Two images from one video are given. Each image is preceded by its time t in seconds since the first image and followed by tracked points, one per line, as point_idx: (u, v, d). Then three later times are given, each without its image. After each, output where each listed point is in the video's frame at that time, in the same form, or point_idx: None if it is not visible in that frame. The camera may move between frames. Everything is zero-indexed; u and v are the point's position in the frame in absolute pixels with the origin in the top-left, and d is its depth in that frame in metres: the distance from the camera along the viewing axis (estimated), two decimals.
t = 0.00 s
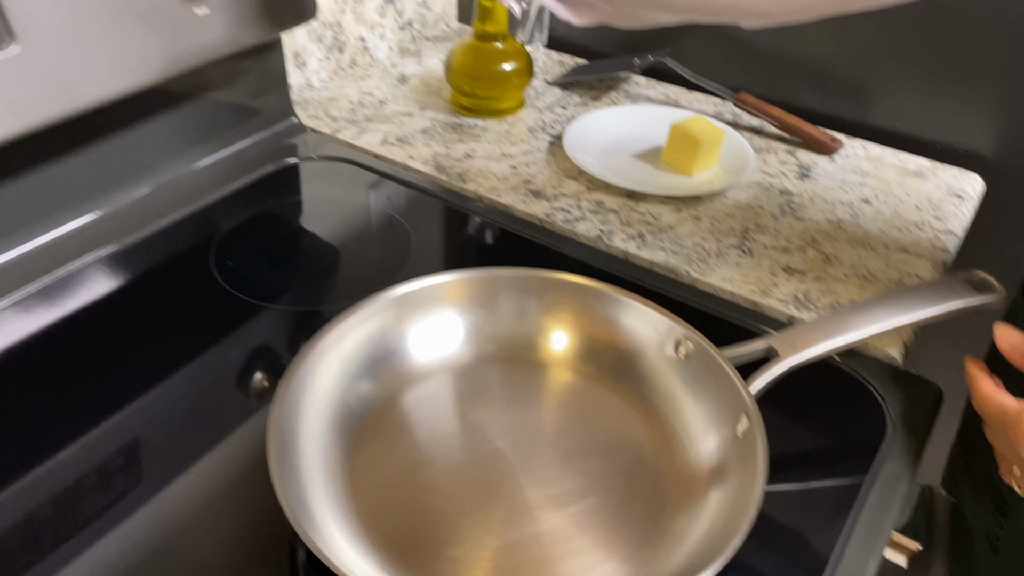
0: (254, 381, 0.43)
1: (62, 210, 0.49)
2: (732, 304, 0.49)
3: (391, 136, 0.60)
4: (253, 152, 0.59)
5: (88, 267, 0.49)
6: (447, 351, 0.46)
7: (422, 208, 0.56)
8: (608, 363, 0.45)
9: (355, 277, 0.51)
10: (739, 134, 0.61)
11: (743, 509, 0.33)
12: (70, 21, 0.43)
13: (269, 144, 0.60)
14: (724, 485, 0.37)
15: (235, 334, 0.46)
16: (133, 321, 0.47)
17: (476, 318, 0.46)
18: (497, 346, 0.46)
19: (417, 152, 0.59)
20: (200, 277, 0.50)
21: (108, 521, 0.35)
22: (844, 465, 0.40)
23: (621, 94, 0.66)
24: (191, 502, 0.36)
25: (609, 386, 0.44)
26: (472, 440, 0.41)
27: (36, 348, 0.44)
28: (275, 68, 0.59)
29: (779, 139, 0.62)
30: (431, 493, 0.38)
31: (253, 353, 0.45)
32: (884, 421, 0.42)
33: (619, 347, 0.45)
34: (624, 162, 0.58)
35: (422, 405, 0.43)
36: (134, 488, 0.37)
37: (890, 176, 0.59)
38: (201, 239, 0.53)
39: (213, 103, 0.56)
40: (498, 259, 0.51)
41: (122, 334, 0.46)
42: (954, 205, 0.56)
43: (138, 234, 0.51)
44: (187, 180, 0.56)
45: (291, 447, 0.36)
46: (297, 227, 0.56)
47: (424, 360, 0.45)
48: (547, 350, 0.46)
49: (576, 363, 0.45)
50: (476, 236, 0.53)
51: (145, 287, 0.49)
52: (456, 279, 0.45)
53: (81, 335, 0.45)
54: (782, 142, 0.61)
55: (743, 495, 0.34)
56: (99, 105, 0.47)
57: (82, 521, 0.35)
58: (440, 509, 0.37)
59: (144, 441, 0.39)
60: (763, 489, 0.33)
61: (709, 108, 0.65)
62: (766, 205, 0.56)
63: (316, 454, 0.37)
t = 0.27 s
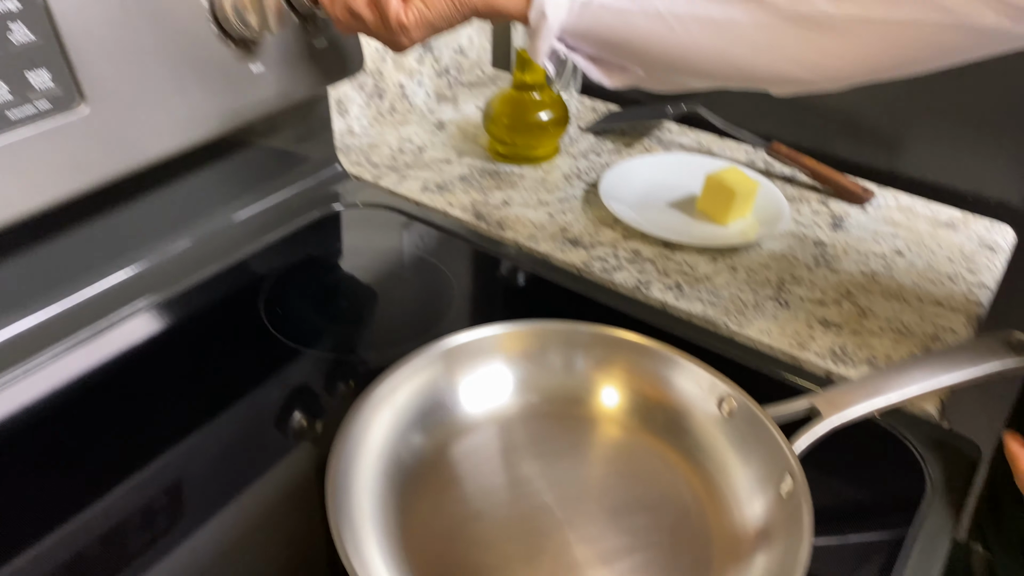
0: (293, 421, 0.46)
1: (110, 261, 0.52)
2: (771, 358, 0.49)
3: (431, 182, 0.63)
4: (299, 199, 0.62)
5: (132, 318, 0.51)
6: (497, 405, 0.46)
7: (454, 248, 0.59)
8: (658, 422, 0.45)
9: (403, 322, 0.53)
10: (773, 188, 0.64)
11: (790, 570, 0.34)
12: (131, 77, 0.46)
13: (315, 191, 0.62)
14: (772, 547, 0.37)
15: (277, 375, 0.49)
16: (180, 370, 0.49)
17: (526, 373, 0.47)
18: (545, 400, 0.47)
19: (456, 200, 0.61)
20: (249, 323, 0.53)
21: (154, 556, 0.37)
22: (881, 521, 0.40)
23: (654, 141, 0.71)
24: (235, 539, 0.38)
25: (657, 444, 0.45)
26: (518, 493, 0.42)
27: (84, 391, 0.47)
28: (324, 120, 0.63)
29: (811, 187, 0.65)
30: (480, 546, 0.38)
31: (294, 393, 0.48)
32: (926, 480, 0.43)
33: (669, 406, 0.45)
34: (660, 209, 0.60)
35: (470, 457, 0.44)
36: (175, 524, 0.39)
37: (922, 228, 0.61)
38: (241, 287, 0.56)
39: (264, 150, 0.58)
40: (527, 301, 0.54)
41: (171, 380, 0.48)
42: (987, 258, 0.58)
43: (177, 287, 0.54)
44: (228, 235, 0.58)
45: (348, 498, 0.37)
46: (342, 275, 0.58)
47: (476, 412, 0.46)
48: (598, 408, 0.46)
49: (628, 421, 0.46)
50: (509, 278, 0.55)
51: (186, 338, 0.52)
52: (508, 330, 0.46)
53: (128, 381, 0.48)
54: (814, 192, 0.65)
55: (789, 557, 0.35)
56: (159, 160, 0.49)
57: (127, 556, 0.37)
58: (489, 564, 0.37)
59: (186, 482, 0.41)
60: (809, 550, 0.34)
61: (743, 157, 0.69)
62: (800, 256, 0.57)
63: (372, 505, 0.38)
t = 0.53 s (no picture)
0: (320, 457, 0.48)
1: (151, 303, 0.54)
2: (795, 408, 0.50)
3: (460, 225, 0.67)
4: (329, 243, 0.65)
5: (167, 363, 0.54)
6: (531, 454, 0.48)
7: (474, 288, 0.62)
8: (689, 475, 0.46)
9: (435, 365, 0.55)
10: (797, 235, 0.65)
11: None
12: (176, 130, 0.49)
13: (346, 234, 0.66)
14: None
15: (307, 415, 0.51)
16: (213, 412, 0.51)
17: (559, 423, 0.48)
18: (577, 450, 0.48)
19: (484, 242, 0.65)
20: (282, 364, 0.55)
21: None
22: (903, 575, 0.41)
23: (677, 183, 0.75)
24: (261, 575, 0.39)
25: (688, 497, 0.45)
26: (549, 543, 0.42)
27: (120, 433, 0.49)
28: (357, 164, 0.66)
29: (833, 234, 0.67)
30: None
31: (321, 429, 0.50)
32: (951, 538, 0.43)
33: (700, 459, 0.46)
34: (683, 255, 0.62)
35: (503, 506, 0.45)
36: (203, 561, 0.41)
37: (943, 276, 0.62)
38: (274, 325, 0.59)
39: (298, 193, 0.61)
40: (544, 339, 0.56)
41: (205, 420, 0.51)
42: (1008, 307, 0.59)
43: (209, 332, 0.56)
44: (258, 279, 0.60)
45: (387, 545, 0.38)
46: (373, 322, 0.60)
47: (510, 459, 0.47)
48: (631, 459, 0.47)
49: (660, 474, 0.46)
50: (532, 315, 0.58)
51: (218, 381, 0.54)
52: (546, 379, 0.48)
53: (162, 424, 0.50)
54: (836, 238, 0.67)
55: None
56: (201, 209, 0.52)
57: None
58: None
59: (217, 518, 0.43)
60: None
61: (764, 200, 0.73)
62: (823, 303, 0.58)
63: (407, 554, 0.39)
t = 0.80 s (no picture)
0: (340, 489, 0.48)
1: (179, 338, 0.55)
2: (815, 448, 0.50)
3: (481, 260, 0.70)
4: (354, 276, 0.67)
5: (190, 398, 0.55)
6: (556, 492, 0.48)
7: (495, 322, 0.64)
8: (712, 518, 0.46)
9: (457, 397, 0.56)
10: (816, 273, 0.67)
11: None
12: (210, 171, 0.51)
13: (371, 267, 0.68)
14: None
15: (328, 447, 0.52)
16: (234, 447, 0.52)
17: (584, 464, 0.49)
18: (601, 490, 0.49)
19: (505, 277, 0.67)
20: (307, 395, 0.56)
21: None
22: None
23: (694, 219, 0.79)
24: None
25: (712, 541, 0.46)
26: None
27: (142, 467, 0.50)
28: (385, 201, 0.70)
29: (850, 272, 0.69)
30: None
31: (343, 461, 0.50)
32: None
33: (724, 502, 0.46)
34: (701, 291, 0.64)
35: (528, 546, 0.45)
36: None
37: (962, 315, 0.65)
38: (295, 362, 0.59)
39: (332, 226, 0.64)
40: (558, 371, 0.58)
41: (227, 453, 0.51)
42: None
43: (229, 371, 0.57)
44: (285, 313, 0.62)
45: None
46: (397, 356, 0.61)
47: (537, 498, 0.48)
48: (656, 501, 0.48)
49: (684, 516, 0.47)
50: (550, 347, 0.60)
51: (237, 416, 0.54)
52: (572, 419, 0.48)
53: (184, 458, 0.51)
54: (854, 276, 0.69)
55: None
56: (232, 248, 0.54)
57: None
58: None
59: (239, 550, 0.44)
60: None
61: (782, 237, 0.77)
62: (842, 342, 0.60)
63: None
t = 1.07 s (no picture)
0: (351, 511, 0.48)
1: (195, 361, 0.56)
2: (829, 476, 0.50)
3: (493, 283, 0.71)
4: (365, 300, 0.68)
5: (200, 423, 0.55)
6: (570, 520, 0.48)
7: (507, 346, 0.64)
8: (728, 549, 0.46)
9: (469, 420, 0.56)
10: (829, 299, 0.67)
11: None
12: (228, 197, 0.51)
13: (382, 290, 0.70)
14: None
15: (340, 469, 0.52)
16: (246, 469, 0.52)
17: (598, 492, 0.49)
18: (615, 519, 0.48)
19: (517, 301, 0.68)
20: (319, 417, 0.56)
21: None
22: None
23: (707, 243, 0.80)
24: None
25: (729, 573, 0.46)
26: None
27: (153, 489, 0.50)
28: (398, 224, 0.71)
29: (864, 297, 0.70)
30: None
31: (354, 483, 0.50)
32: None
33: (740, 533, 0.46)
34: (714, 316, 0.65)
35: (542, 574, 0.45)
36: None
37: (976, 341, 0.65)
38: (307, 383, 0.60)
39: (345, 249, 0.65)
40: (571, 394, 0.58)
41: (238, 476, 0.51)
42: None
43: (241, 395, 0.57)
44: (300, 334, 0.63)
45: None
46: (410, 378, 0.61)
47: (551, 523, 0.47)
48: (672, 530, 0.47)
49: (700, 547, 0.47)
50: (561, 370, 0.60)
51: (249, 439, 0.54)
52: (586, 446, 0.48)
53: (194, 481, 0.50)
54: (867, 302, 0.70)
55: None
56: (248, 273, 0.54)
57: None
58: None
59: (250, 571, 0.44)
60: None
61: (795, 262, 0.77)
62: (855, 368, 0.60)
63: None
